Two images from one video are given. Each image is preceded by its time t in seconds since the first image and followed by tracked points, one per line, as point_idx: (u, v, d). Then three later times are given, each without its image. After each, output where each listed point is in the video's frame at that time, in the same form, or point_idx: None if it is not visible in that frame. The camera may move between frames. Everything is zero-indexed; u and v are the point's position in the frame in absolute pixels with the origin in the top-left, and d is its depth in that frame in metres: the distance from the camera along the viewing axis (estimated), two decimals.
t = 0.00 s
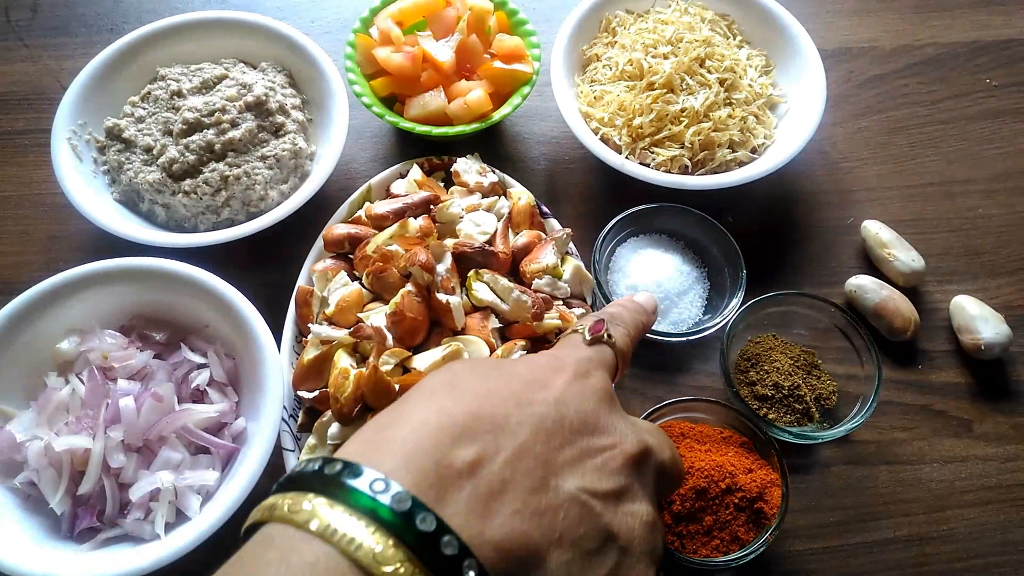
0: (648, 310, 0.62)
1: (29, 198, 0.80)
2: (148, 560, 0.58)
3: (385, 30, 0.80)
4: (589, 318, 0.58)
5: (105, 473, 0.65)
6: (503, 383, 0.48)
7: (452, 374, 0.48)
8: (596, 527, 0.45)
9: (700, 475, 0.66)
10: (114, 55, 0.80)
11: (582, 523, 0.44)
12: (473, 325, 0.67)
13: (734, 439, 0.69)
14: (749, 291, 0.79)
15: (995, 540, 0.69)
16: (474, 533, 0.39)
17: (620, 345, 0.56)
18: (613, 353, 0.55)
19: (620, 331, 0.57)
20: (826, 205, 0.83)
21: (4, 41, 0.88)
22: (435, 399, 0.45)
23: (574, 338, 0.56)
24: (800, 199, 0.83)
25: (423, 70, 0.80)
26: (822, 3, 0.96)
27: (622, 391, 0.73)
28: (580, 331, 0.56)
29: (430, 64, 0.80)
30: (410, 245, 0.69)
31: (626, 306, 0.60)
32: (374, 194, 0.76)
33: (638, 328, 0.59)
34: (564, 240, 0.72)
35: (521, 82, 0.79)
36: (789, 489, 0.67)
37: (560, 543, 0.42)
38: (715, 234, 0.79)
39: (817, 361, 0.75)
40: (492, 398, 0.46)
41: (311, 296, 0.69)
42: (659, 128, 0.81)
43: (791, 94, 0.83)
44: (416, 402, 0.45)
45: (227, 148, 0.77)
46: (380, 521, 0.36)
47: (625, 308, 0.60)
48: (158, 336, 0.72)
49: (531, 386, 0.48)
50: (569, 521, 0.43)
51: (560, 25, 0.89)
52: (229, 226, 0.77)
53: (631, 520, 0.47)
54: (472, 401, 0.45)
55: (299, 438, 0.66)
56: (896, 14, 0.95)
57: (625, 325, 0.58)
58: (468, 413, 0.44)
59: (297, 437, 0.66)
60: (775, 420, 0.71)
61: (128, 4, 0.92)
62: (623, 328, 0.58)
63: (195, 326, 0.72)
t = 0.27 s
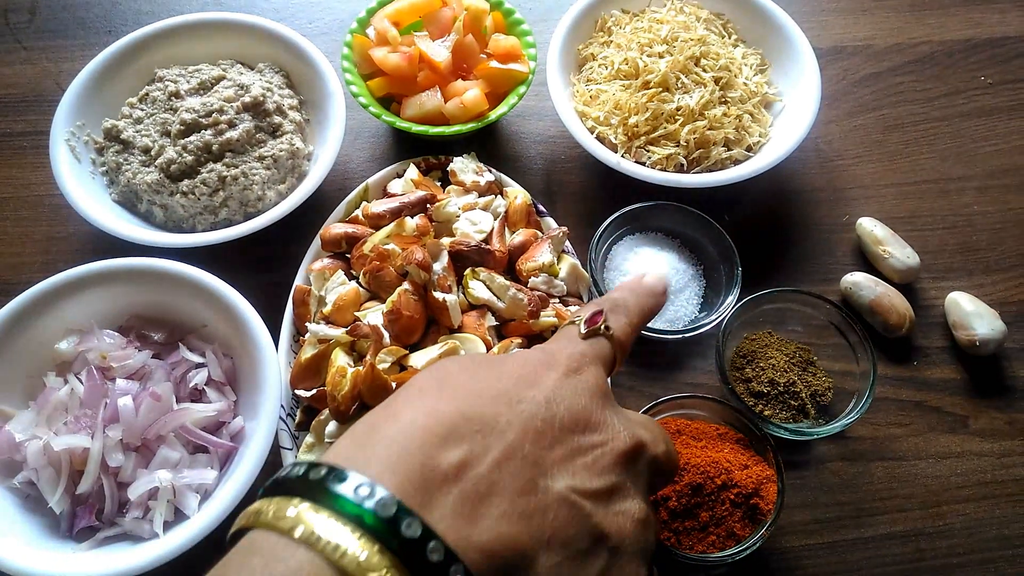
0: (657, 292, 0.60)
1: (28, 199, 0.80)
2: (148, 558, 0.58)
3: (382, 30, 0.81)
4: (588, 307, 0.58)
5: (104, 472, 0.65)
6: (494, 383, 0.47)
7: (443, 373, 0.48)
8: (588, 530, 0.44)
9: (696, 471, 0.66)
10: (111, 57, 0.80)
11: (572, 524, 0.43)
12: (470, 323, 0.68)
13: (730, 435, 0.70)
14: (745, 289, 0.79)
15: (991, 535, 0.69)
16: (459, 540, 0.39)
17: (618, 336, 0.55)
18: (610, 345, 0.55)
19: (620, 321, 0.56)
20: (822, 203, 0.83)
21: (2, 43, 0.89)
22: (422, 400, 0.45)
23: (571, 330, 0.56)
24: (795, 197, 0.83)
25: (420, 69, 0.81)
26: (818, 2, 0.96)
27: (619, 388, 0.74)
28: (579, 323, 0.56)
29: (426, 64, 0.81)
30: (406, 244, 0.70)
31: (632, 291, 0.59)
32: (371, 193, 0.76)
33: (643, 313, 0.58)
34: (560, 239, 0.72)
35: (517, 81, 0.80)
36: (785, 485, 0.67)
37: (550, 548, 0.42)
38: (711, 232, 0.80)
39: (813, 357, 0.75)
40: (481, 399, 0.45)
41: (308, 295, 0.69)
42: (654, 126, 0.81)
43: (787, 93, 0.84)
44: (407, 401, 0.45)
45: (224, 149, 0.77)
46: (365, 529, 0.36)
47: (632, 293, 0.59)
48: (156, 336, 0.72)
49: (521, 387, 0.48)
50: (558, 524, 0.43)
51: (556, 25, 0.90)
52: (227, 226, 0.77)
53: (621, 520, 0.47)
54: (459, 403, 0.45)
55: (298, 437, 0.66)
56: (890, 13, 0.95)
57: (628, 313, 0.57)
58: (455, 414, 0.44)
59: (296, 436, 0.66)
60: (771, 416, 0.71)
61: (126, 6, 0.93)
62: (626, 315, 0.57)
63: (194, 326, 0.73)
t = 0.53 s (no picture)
0: (780, 368, 0.51)
1: (21, 199, 0.80)
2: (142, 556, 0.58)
3: (374, 29, 0.81)
4: (699, 404, 0.50)
5: (98, 470, 0.65)
6: (595, 525, 0.43)
7: (540, 503, 0.44)
8: None
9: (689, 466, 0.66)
10: (103, 57, 0.80)
11: None
12: (463, 320, 0.68)
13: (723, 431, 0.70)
14: (737, 285, 0.79)
15: (983, 529, 0.69)
16: None
17: (727, 437, 0.49)
18: (723, 458, 0.49)
19: (738, 421, 0.49)
20: (814, 199, 0.84)
21: None
22: (518, 544, 0.42)
23: (679, 443, 0.49)
24: (787, 193, 0.84)
25: (412, 68, 0.81)
26: None
27: (612, 384, 0.74)
28: (687, 429, 0.49)
29: (419, 63, 0.81)
30: (399, 241, 0.70)
31: (749, 372, 0.50)
32: (363, 191, 0.76)
33: (758, 403, 0.50)
34: (553, 236, 0.72)
35: (509, 79, 0.80)
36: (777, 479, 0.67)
37: None
38: (703, 228, 0.80)
39: (805, 353, 0.75)
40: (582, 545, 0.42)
41: (301, 293, 0.69)
42: (646, 123, 0.81)
43: (779, 90, 0.84)
44: (500, 547, 0.42)
45: (217, 147, 0.78)
46: None
47: (747, 375, 0.50)
48: (149, 334, 0.73)
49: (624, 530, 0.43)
50: None
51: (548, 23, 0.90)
52: (220, 225, 0.77)
53: None
54: (560, 548, 0.41)
55: (291, 434, 0.66)
56: (881, 10, 0.95)
57: (743, 407, 0.49)
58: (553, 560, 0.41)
59: (290, 434, 0.66)
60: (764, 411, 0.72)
61: (118, 6, 0.93)
62: (742, 412, 0.49)
63: (188, 324, 0.73)
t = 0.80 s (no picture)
0: (818, 431, 0.62)
1: (12, 200, 0.80)
2: (134, 556, 0.58)
3: (364, 28, 0.81)
4: (757, 478, 0.59)
5: (89, 471, 0.65)
6: None
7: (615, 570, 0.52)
8: None
9: (681, 463, 0.66)
10: (92, 57, 0.80)
11: None
12: (454, 318, 0.68)
13: (714, 427, 0.70)
14: (728, 282, 0.80)
15: (974, 524, 0.69)
16: None
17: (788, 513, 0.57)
18: (782, 527, 0.57)
19: (789, 490, 0.58)
20: (805, 195, 0.84)
21: None
22: None
23: (742, 514, 0.57)
24: (778, 189, 0.84)
25: (403, 67, 0.81)
26: None
27: (604, 381, 0.74)
28: (746, 504, 0.57)
29: (409, 61, 0.81)
30: (390, 240, 0.70)
31: (792, 439, 0.61)
32: (355, 190, 0.76)
33: (803, 469, 0.60)
34: (544, 234, 0.72)
35: (500, 77, 0.80)
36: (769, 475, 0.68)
37: None
38: (694, 226, 0.80)
39: (796, 349, 0.76)
40: None
41: (293, 292, 0.69)
42: (637, 121, 0.81)
43: (770, 87, 0.84)
44: None
45: (208, 147, 0.77)
46: None
47: (792, 443, 0.61)
48: (140, 335, 0.72)
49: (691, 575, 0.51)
50: None
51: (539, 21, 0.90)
52: (211, 225, 0.77)
53: None
54: None
55: (282, 434, 0.67)
56: (872, 6, 0.96)
57: (791, 476, 0.59)
58: None
59: (281, 433, 0.67)
60: (755, 408, 0.72)
61: (109, 6, 0.93)
62: (789, 479, 0.59)
63: (179, 325, 0.73)
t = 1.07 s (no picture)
0: (840, 405, 0.63)
1: (11, 200, 0.80)
2: (132, 555, 0.58)
3: (362, 28, 0.81)
4: (798, 442, 0.59)
5: (87, 471, 0.65)
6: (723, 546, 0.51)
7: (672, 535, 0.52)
8: None
9: (678, 463, 0.66)
10: (90, 57, 0.80)
11: None
12: (452, 318, 0.68)
13: (712, 427, 0.70)
14: (726, 282, 0.80)
15: (971, 524, 0.70)
16: None
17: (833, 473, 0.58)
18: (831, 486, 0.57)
19: (830, 452, 0.59)
20: (802, 196, 0.84)
21: None
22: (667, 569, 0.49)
23: (792, 473, 0.57)
24: (776, 190, 0.84)
25: (401, 67, 0.81)
26: None
27: (602, 381, 0.74)
28: (796, 464, 0.57)
29: (407, 62, 0.81)
30: (388, 240, 0.70)
31: (821, 410, 0.61)
32: (353, 190, 0.77)
33: (836, 437, 0.61)
34: (542, 234, 0.72)
35: (498, 77, 0.80)
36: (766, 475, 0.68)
37: None
38: (692, 226, 0.80)
39: (793, 349, 0.76)
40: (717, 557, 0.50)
41: (291, 292, 0.69)
42: (635, 121, 0.82)
43: (767, 87, 0.84)
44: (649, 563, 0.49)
45: (206, 147, 0.77)
46: None
47: (822, 413, 0.61)
48: (138, 334, 0.73)
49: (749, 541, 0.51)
50: None
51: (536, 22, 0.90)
52: (209, 224, 0.77)
53: None
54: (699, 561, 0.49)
55: (280, 434, 0.66)
56: (869, 7, 0.96)
57: (828, 441, 0.60)
58: None
59: (279, 433, 0.66)
60: (753, 408, 0.72)
61: (108, 6, 0.93)
62: (828, 443, 0.60)
63: (177, 324, 0.73)
